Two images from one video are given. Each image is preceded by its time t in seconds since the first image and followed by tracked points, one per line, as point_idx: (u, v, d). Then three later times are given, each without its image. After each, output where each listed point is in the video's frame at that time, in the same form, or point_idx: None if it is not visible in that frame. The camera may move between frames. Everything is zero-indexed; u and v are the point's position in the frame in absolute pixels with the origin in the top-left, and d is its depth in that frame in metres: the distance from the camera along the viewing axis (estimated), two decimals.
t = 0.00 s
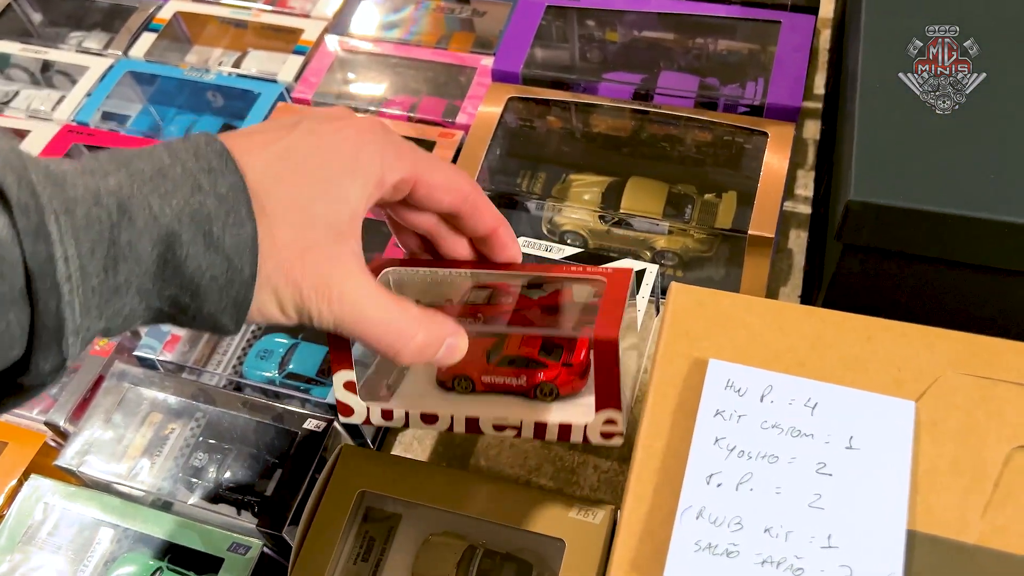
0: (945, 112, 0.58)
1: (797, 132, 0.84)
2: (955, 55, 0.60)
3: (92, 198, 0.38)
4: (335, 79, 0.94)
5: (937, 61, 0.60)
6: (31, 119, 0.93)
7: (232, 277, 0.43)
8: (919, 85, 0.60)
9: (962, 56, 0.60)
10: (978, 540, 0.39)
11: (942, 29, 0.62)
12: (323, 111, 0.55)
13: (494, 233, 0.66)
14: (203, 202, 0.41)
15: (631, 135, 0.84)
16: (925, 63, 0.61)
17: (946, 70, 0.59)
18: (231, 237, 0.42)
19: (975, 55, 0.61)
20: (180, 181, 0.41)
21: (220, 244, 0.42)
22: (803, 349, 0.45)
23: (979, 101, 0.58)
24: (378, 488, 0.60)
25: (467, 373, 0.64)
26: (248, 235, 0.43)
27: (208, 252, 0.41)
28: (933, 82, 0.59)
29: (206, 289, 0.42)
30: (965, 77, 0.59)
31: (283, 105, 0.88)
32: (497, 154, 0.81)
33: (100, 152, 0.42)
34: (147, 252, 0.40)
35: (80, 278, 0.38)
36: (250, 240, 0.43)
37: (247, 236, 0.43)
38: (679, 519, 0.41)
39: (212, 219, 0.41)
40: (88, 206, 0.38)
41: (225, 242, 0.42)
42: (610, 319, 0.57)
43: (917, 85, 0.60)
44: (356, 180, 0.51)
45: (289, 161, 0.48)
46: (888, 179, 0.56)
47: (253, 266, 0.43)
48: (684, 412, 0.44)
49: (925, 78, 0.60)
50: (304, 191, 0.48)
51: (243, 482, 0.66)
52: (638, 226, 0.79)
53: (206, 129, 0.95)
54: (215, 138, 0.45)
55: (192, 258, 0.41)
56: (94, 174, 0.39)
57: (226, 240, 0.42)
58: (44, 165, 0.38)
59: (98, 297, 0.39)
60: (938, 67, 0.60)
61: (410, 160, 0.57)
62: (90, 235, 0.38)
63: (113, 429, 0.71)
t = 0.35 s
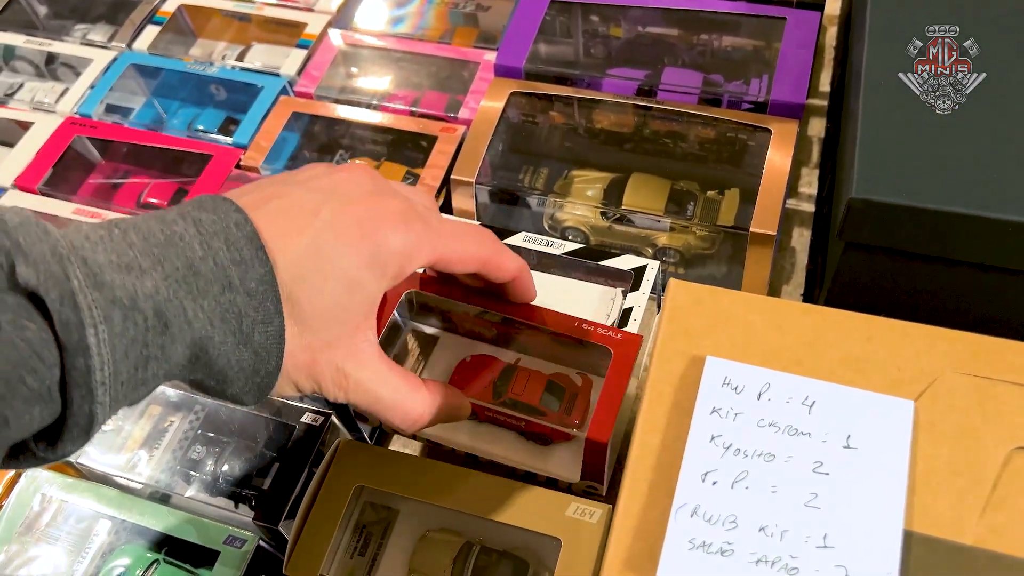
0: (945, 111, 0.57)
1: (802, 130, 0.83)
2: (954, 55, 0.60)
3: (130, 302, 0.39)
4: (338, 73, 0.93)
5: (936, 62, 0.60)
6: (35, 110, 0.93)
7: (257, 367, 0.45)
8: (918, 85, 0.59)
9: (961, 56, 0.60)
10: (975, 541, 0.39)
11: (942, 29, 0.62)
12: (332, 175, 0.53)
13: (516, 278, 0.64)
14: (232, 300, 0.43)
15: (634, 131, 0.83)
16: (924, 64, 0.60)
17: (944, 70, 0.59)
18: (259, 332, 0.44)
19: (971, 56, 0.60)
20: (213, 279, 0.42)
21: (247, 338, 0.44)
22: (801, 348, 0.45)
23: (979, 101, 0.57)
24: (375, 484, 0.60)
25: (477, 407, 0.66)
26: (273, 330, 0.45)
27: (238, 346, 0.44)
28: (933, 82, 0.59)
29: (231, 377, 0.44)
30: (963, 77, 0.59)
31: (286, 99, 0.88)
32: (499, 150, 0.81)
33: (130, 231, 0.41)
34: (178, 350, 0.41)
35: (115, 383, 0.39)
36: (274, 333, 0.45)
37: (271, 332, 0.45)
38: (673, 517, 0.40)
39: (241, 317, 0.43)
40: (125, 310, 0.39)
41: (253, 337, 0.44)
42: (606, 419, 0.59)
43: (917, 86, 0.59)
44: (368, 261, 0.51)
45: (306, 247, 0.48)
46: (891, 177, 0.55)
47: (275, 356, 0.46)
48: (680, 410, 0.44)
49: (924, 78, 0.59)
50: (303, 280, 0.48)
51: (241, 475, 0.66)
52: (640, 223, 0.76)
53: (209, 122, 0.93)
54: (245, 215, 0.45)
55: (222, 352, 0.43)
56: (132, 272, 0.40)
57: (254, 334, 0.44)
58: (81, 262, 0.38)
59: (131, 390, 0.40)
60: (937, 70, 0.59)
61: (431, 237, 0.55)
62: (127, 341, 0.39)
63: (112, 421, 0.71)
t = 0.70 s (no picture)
0: (945, 111, 0.57)
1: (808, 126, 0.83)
2: (953, 55, 0.59)
3: (140, 340, 0.38)
4: (344, 65, 0.93)
5: (936, 61, 0.59)
6: (42, 99, 0.94)
7: (265, 396, 0.44)
8: (918, 84, 0.58)
9: (961, 55, 0.59)
10: (973, 539, 0.39)
11: (942, 29, 0.61)
12: (326, 205, 0.52)
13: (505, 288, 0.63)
14: (239, 332, 0.42)
15: (640, 125, 0.82)
16: (923, 63, 0.60)
17: (944, 70, 0.58)
18: (268, 362, 0.44)
19: (973, 55, 0.59)
20: (218, 311, 0.41)
21: (256, 369, 0.43)
22: (801, 344, 0.45)
23: (980, 101, 0.57)
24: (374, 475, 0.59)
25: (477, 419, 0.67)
26: (280, 360, 0.44)
27: (248, 376, 0.43)
28: (932, 82, 0.58)
29: (241, 407, 0.44)
30: (962, 77, 0.58)
31: (291, 90, 0.88)
32: (504, 142, 0.81)
33: (134, 270, 0.41)
34: (188, 386, 0.40)
35: (127, 422, 0.37)
36: (282, 363, 0.45)
37: (280, 360, 0.44)
38: (669, 511, 0.40)
39: (249, 349, 0.43)
40: (135, 348, 0.38)
41: (262, 366, 0.43)
42: (598, 427, 0.60)
43: (916, 85, 0.59)
44: (366, 288, 0.50)
45: (305, 284, 0.47)
46: (895, 174, 0.55)
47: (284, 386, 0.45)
48: (678, 405, 0.44)
49: (923, 78, 0.59)
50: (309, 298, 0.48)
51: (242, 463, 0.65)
52: (644, 218, 0.76)
53: (214, 112, 0.93)
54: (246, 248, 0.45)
55: (232, 383, 0.42)
56: (137, 307, 0.39)
57: (262, 364, 0.43)
58: (90, 303, 0.37)
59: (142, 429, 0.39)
60: (937, 68, 0.59)
61: (427, 263, 0.54)
62: (139, 378, 0.38)
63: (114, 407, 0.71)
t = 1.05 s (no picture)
0: (945, 111, 0.56)
1: (816, 112, 0.83)
2: (953, 55, 0.59)
3: (80, 373, 0.36)
4: (356, 46, 0.94)
5: (936, 61, 0.59)
6: (58, 77, 0.95)
7: (219, 432, 0.41)
8: (918, 84, 0.58)
9: (960, 56, 0.59)
10: (973, 508, 0.39)
11: (942, 29, 0.60)
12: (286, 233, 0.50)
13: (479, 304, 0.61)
14: (191, 362, 0.39)
15: (649, 108, 0.83)
16: (923, 63, 0.59)
17: (944, 69, 0.58)
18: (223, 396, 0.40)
19: (973, 55, 0.59)
20: (169, 340, 0.38)
21: (209, 402, 0.40)
22: (806, 317, 0.45)
23: (979, 100, 0.56)
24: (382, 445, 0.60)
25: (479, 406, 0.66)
26: (236, 394, 0.41)
27: (199, 409, 0.40)
28: (932, 82, 0.58)
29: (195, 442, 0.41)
30: (963, 77, 0.58)
31: (304, 70, 0.89)
32: (514, 124, 0.82)
33: (82, 294, 0.39)
34: (135, 419, 0.38)
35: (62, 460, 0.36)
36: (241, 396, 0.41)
37: (235, 394, 0.41)
38: (673, 476, 0.41)
39: (201, 381, 0.39)
40: (76, 382, 0.36)
41: (213, 399, 0.40)
42: (598, 423, 0.62)
43: (916, 85, 0.58)
44: (332, 316, 0.48)
45: (267, 308, 0.45)
46: (902, 154, 0.55)
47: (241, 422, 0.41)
48: (683, 374, 0.44)
49: (923, 78, 0.58)
50: (316, 272, 0.48)
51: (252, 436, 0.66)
52: (652, 198, 0.77)
53: (227, 92, 0.93)
54: (205, 272, 0.42)
55: (182, 416, 0.39)
56: (84, 336, 0.37)
57: (214, 398, 0.40)
58: (30, 333, 0.36)
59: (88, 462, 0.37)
60: (937, 67, 0.59)
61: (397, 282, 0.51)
62: (77, 412, 0.36)
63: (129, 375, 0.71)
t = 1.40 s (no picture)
0: (946, 111, 0.58)
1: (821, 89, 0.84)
2: (953, 55, 0.59)
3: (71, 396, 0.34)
4: (372, 19, 0.96)
5: (936, 61, 0.59)
6: (82, 47, 0.97)
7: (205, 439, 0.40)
8: (918, 84, 0.59)
9: (960, 56, 0.59)
10: (961, 447, 0.41)
11: (942, 29, 0.61)
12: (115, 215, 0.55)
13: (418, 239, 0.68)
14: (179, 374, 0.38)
15: (658, 82, 0.85)
16: (923, 63, 0.60)
17: (944, 69, 0.59)
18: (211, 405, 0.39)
19: (972, 56, 0.59)
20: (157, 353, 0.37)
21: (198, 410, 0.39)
22: (806, 270, 0.47)
23: (980, 101, 0.57)
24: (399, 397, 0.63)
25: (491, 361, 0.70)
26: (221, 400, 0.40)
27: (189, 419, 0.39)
28: (932, 82, 0.58)
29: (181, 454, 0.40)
30: (962, 76, 0.58)
31: (322, 42, 0.91)
32: (526, 98, 0.83)
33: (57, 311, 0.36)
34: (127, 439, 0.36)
35: (16, 417, 0.49)
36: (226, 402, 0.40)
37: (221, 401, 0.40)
38: (676, 414, 0.43)
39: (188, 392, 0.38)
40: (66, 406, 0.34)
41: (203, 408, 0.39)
42: (601, 378, 0.63)
43: (916, 85, 0.59)
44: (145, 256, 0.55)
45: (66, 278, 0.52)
46: (903, 123, 0.57)
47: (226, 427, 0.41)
48: (687, 322, 0.47)
49: (923, 77, 0.59)
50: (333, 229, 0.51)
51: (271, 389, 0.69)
52: (660, 167, 0.79)
53: (247, 63, 0.96)
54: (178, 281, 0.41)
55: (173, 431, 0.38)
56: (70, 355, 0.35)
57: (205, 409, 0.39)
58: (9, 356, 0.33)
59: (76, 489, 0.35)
60: (937, 67, 0.59)
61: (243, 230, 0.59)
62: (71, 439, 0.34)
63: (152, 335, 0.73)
